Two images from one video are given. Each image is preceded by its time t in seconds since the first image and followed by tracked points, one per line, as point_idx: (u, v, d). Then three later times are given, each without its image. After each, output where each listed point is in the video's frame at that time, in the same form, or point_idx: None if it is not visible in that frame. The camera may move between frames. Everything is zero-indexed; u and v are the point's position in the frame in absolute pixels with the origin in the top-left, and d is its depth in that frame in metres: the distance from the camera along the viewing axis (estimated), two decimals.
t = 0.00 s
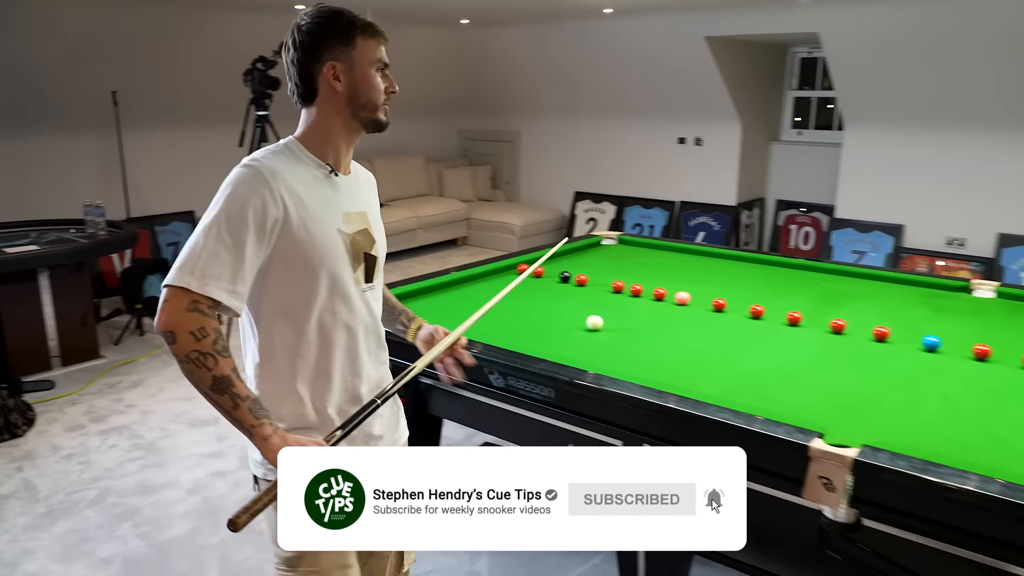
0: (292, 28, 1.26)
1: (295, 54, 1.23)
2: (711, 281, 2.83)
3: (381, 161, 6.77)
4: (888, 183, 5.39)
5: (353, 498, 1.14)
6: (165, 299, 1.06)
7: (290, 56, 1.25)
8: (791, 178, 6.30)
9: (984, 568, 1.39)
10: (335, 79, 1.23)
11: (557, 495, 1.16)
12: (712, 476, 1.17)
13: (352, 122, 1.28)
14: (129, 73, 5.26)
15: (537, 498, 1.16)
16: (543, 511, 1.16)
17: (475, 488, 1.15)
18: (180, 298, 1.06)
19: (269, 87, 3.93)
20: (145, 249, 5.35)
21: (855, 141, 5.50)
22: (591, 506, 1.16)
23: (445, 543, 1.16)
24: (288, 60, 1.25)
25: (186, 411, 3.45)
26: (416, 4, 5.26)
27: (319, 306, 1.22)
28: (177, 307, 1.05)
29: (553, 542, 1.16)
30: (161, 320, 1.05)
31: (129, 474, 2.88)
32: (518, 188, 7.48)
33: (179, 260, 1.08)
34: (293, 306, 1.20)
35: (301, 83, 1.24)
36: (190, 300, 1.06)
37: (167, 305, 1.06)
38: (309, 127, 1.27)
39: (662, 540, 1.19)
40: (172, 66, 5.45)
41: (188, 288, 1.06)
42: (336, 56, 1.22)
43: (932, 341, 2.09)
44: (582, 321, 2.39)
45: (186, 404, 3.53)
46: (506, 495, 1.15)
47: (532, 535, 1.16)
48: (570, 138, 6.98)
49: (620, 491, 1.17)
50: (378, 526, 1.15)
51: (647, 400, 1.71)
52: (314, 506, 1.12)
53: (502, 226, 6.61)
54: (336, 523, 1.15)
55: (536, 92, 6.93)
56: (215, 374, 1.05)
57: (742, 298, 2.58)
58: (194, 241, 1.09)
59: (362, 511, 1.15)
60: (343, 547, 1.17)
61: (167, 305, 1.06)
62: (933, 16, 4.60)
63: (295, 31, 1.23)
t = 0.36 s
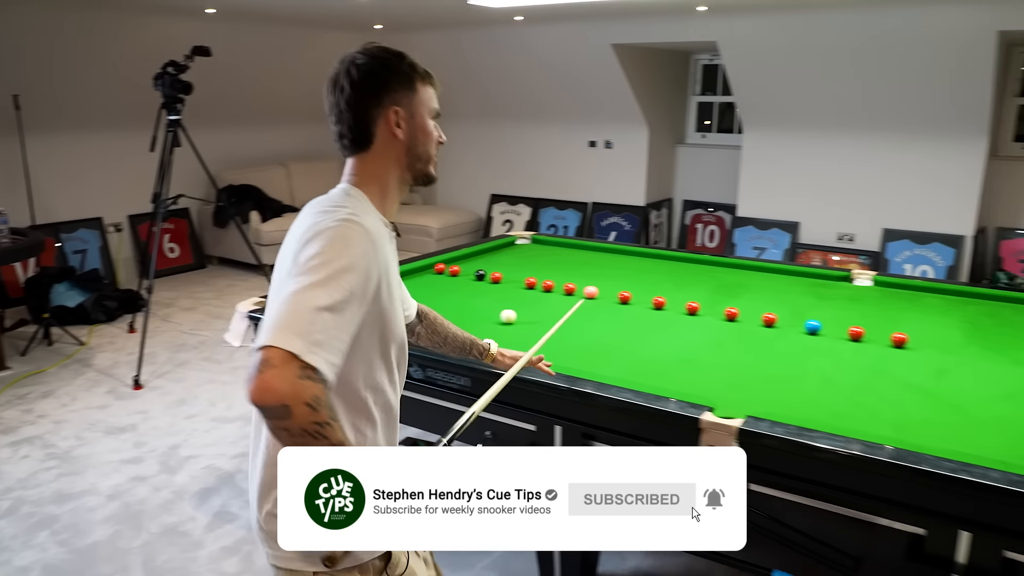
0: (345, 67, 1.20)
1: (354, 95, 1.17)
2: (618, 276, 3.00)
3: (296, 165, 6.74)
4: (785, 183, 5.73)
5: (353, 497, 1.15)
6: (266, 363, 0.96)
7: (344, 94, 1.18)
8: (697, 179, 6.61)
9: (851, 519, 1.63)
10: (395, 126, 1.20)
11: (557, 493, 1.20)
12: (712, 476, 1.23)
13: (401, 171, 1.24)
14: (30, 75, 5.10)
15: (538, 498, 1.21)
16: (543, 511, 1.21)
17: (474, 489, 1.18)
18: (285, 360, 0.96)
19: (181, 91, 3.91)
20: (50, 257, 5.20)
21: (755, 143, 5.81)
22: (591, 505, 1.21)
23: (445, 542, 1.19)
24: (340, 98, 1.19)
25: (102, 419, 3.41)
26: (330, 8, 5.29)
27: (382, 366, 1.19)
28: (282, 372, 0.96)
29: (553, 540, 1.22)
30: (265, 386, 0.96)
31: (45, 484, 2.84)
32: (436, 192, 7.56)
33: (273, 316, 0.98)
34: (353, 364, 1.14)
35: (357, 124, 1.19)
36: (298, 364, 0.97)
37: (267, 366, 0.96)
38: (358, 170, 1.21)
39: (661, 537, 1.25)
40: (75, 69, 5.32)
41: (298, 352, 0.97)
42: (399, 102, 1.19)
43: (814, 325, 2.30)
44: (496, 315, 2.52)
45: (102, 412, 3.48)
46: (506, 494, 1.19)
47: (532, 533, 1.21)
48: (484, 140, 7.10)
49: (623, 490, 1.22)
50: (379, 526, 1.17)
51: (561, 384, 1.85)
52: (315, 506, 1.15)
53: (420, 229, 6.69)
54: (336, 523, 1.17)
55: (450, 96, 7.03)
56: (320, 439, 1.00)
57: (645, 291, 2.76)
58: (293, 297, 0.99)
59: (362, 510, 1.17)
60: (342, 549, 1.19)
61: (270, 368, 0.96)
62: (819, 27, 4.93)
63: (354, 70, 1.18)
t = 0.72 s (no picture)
0: (404, 117, 1.26)
1: (416, 149, 1.25)
2: (512, 274, 3.13)
3: (192, 173, 6.60)
4: (675, 184, 6.02)
5: (354, 497, 1.30)
6: (356, 337, 1.09)
7: (403, 143, 1.25)
8: (595, 182, 6.84)
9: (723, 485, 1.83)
10: (441, 180, 1.31)
11: (556, 494, 1.38)
12: (713, 477, 1.40)
13: (430, 218, 1.35)
14: None
15: (537, 498, 1.38)
16: (542, 511, 1.38)
17: (474, 489, 1.35)
18: (371, 337, 1.10)
19: (67, 99, 3.81)
20: None
21: (646, 147, 6.07)
22: (590, 504, 1.39)
23: (448, 539, 1.35)
24: (394, 145, 1.25)
25: None
26: (222, 14, 5.24)
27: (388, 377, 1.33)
28: (370, 348, 1.10)
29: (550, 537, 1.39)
30: (352, 355, 1.09)
31: None
32: (337, 198, 7.52)
33: (357, 296, 1.12)
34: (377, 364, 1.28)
35: (410, 174, 1.27)
36: (379, 344, 1.12)
37: (354, 339, 1.09)
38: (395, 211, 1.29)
39: (665, 535, 1.42)
40: None
41: (381, 332, 1.12)
42: (451, 161, 1.30)
43: (691, 313, 2.49)
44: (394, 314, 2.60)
45: None
46: (506, 495, 1.37)
47: (532, 531, 1.38)
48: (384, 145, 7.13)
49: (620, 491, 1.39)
50: (379, 524, 1.33)
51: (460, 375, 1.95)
52: (316, 506, 1.29)
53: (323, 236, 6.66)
54: (336, 523, 1.33)
55: (348, 102, 7.02)
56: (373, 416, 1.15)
57: (538, 287, 2.89)
58: (372, 284, 1.13)
59: (363, 510, 1.33)
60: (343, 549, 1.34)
61: (359, 340, 1.09)
62: (700, 36, 5.20)
63: (418, 124, 1.25)
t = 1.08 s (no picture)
0: (354, 142, 1.37)
1: (365, 163, 1.33)
2: (444, 269, 3.18)
3: (118, 174, 6.45)
4: (607, 181, 6.16)
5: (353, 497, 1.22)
6: (344, 332, 1.14)
7: (353, 162, 1.35)
8: (529, 180, 6.94)
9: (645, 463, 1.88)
10: (399, 188, 1.37)
11: (556, 494, 1.24)
12: (712, 476, 1.26)
13: (400, 228, 1.40)
14: None
15: (537, 498, 1.24)
16: (542, 511, 1.24)
17: (474, 489, 1.22)
18: (356, 334, 1.15)
19: None
20: None
21: (577, 145, 6.18)
22: (592, 505, 1.24)
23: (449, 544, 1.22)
24: (349, 164, 1.35)
25: None
26: (146, 11, 5.16)
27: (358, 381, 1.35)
28: (355, 342, 1.15)
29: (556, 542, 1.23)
30: (340, 350, 1.14)
31: None
32: (270, 199, 7.43)
33: (342, 296, 1.16)
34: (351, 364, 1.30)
35: (365, 187, 1.34)
36: (363, 339, 1.17)
37: (343, 335, 1.14)
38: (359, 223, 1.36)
39: (659, 538, 1.26)
40: None
41: (365, 330, 1.17)
42: (405, 168, 1.36)
43: (617, 302, 2.58)
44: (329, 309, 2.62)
45: None
46: (505, 495, 1.23)
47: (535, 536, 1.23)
48: (316, 145, 7.08)
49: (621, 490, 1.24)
50: (379, 526, 1.22)
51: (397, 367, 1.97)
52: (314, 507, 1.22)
53: (255, 237, 6.60)
54: (336, 523, 1.23)
55: (278, 101, 6.96)
56: (360, 411, 1.19)
57: (470, 281, 2.95)
58: (358, 285, 1.18)
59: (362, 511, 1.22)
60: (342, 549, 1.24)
61: (346, 335, 1.14)
62: (626, 37, 5.34)
63: (366, 141, 1.34)
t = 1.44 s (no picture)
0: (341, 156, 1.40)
1: (346, 178, 1.37)
2: (420, 259, 3.20)
3: (89, 169, 6.38)
4: (582, 176, 6.20)
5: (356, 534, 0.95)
6: (366, 300, 1.17)
7: (336, 177, 1.39)
8: (505, 176, 6.97)
9: (617, 443, 1.94)
10: (382, 201, 1.39)
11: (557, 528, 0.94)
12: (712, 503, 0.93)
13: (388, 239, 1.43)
14: None
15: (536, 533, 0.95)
16: (543, 548, 0.94)
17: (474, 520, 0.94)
18: (378, 303, 1.19)
19: None
20: None
21: (552, 141, 6.21)
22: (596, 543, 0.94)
23: None
24: (333, 175, 1.39)
25: None
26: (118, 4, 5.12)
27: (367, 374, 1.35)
28: (377, 310, 1.19)
29: None
30: (363, 316, 1.17)
31: None
32: (245, 194, 7.39)
33: (362, 267, 1.20)
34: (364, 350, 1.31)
35: (348, 201, 1.38)
36: (384, 309, 1.20)
37: (365, 305, 1.17)
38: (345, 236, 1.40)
39: None
40: None
41: (387, 301, 1.20)
42: (387, 181, 1.38)
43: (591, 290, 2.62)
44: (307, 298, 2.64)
45: None
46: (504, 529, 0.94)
47: None
48: (290, 140, 7.05)
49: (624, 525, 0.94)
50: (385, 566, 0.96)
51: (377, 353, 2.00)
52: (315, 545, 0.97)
53: (229, 232, 6.57)
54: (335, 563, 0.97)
55: (252, 96, 6.92)
56: (379, 378, 1.20)
57: (446, 271, 2.97)
58: (374, 265, 1.21)
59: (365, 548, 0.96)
60: None
61: (368, 303, 1.17)
62: (600, 33, 5.39)
63: (348, 155, 1.37)
